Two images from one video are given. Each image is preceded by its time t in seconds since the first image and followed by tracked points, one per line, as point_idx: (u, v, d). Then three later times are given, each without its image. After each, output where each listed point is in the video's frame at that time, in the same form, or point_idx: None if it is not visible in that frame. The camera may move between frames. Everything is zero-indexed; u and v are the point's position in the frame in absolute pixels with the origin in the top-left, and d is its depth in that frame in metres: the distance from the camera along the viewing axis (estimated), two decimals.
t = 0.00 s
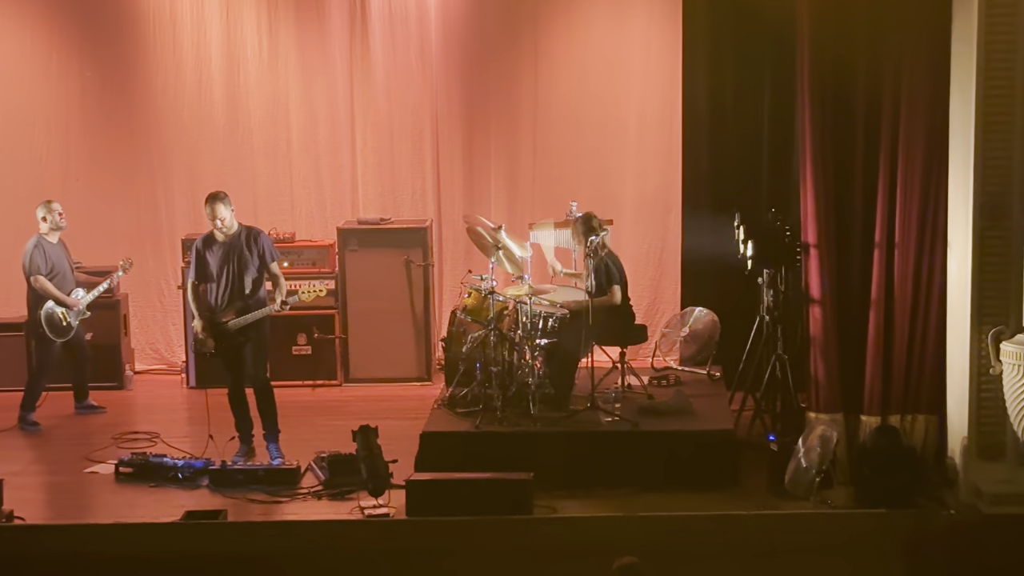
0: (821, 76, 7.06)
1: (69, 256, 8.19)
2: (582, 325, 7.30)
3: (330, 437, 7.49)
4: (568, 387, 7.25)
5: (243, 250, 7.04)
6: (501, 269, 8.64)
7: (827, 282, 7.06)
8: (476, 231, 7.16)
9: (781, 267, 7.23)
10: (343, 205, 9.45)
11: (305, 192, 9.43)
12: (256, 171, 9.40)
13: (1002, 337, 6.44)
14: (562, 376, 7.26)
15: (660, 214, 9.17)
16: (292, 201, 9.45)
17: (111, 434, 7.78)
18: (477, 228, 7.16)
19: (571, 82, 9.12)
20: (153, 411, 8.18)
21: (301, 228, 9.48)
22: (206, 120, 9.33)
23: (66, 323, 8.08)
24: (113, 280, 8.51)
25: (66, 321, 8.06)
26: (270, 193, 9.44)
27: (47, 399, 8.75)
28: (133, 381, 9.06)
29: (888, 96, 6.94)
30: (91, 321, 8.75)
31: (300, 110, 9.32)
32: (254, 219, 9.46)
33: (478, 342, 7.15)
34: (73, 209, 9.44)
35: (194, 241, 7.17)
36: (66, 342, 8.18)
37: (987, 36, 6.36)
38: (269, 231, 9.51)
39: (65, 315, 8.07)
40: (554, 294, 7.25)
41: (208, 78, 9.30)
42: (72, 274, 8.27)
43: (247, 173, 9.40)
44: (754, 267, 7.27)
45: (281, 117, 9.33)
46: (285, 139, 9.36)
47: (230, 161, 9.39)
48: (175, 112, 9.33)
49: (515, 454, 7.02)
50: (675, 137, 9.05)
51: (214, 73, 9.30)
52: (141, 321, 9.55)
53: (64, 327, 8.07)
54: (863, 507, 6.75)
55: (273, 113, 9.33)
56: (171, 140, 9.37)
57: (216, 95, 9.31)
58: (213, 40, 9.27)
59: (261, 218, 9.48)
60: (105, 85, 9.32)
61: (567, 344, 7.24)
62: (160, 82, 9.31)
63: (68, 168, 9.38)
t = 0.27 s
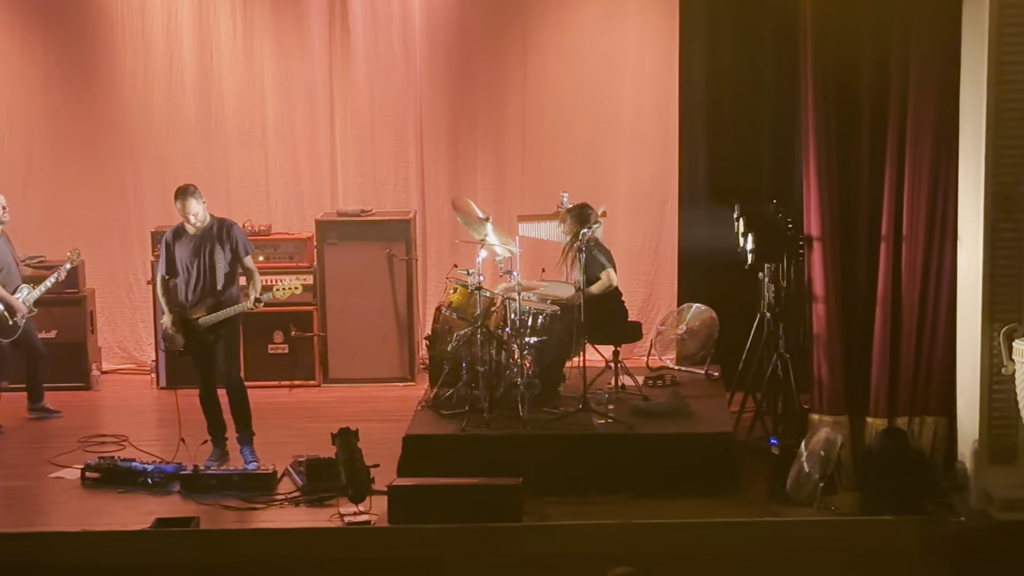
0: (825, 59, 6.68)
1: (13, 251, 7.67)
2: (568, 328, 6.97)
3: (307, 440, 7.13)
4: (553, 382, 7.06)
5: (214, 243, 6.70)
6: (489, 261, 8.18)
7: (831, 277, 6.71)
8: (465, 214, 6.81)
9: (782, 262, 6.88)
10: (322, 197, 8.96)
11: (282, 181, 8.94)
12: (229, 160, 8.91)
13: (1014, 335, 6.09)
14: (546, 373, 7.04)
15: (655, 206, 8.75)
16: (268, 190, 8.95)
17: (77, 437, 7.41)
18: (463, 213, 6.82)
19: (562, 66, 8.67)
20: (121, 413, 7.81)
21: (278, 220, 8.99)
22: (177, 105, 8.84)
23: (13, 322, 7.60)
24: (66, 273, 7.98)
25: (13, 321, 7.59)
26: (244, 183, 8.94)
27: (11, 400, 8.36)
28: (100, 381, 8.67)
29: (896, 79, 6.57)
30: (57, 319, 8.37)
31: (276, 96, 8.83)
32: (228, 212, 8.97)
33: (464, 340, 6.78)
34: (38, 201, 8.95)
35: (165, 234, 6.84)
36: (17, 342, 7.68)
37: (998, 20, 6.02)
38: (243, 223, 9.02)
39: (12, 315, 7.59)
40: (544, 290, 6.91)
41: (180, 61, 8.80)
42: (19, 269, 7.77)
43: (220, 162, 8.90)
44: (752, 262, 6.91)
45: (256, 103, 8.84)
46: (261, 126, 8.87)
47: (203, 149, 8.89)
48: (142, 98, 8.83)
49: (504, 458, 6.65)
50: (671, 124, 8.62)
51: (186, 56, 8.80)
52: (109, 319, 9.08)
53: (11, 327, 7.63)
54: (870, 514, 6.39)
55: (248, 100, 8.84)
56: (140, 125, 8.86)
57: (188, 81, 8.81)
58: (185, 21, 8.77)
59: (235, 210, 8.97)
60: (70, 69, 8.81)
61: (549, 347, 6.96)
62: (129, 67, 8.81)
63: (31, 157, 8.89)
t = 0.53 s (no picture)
0: (826, 49, 6.46)
1: None
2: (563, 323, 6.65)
3: (290, 441, 6.90)
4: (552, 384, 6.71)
5: (194, 238, 6.54)
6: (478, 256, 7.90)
7: (831, 275, 6.49)
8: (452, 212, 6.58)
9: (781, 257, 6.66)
10: (306, 190, 8.73)
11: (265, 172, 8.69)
12: (210, 153, 8.67)
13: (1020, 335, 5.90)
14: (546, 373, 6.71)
15: (649, 201, 8.54)
16: (250, 184, 8.71)
17: (52, 439, 7.18)
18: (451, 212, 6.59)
19: (554, 57, 8.46)
20: (98, 413, 7.57)
21: (259, 214, 8.74)
22: (157, 96, 8.62)
23: None
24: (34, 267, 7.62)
25: None
26: (225, 175, 8.70)
27: None
28: (77, 381, 8.43)
29: (899, 69, 6.36)
30: (31, 316, 8.15)
31: (260, 87, 8.60)
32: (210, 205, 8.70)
33: (452, 338, 6.56)
34: (12, 196, 8.73)
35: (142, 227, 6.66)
36: None
37: (1002, 14, 5.83)
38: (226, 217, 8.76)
39: None
40: (534, 287, 6.69)
41: (160, 51, 8.58)
42: None
43: (201, 155, 8.68)
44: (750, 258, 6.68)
45: (238, 94, 8.61)
46: (244, 118, 8.63)
47: (183, 141, 8.66)
48: (119, 90, 8.61)
49: (493, 459, 6.43)
50: (667, 116, 8.43)
51: (166, 46, 8.58)
52: (85, 315, 8.83)
53: None
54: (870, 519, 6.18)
55: (230, 90, 8.60)
56: (118, 117, 8.64)
57: (168, 71, 8.59)
58: (165, 10, 8.55)
59: (216, 204, 8.73)
60: (45, 60, 8.58)
61: (546, 344, 6.65)
62: (106, 57, 8.59)
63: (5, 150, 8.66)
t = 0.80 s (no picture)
0: (833, 34, 6.14)
1: None
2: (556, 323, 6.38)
3: (271, 444, 6.58)
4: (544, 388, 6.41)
5: (169, 234, 6.28)
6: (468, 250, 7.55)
7: (838, 272, 6.19)
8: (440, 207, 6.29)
9: (785, 254, 6.31)
10: (287, 183, 8.40)
11: (242, 168, 8.39)
12: (187, 145, 8.36)
13: None
14: (538, 375, 6.40)
15: (647, 194, 8.21)
16: (228, 176, 8.40)
17: (20, 443, 6.86)
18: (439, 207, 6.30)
19: (547, 45, 8.13)
20: (69, 417, 7.25)
21: (239, 209, 8.43)
22: (131, 85, 8.30)
23: None
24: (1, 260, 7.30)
25: None
26: (202, 167, 8.39)
27: None
28: (48, 383, 8.10)
29: (910, 56, 6.06)
30: None
31: (239, 75, 8.27)
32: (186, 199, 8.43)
33: (441, 339, 6.23)
34: None
35: (114, 221, 6.36)
36: None
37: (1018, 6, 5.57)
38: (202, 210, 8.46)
39: None
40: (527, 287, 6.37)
41: (135, 37, 8.25)
42: None
43: (178, 146, 8.36)
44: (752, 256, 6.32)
45: (217, 83, 8.28)
46: (222, 108, 8.32)
47: (158, 132, 8.35)
48: (91, 79, 8.29)
49: (483, 464, 6.10)
50: (666, 106, 8.11)
51: (142, 33, 8.25)
52: (55, 313, 8.51)
53: None
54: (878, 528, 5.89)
55: (208, 79, 8.28)
56: (91, 106, 8.33)
57: (142, 59, 8.27)
58: None
59: (193, 196, 8.43)
60: (13, 46, 8.25)
61: (537, 344, 6.37)
62: (76, 42, 8.27)
63: None
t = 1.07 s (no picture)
0: (846, 14, 5.78)
1: None
2: (550, 326, 5.99)
3: (247, 452, 6.20)
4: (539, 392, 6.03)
5: (140, 228, 5.93)
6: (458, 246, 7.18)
7: (851, 269, 5.81)
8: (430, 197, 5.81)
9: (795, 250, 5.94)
10: (265, 175, 7.96)
11: (219, 157, 7.94)
12: (160, 133, 7.92)
13: None
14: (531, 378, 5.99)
15: (648, 187, 7.81)
16: (204, 166, 7.96)
17: None
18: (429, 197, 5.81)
19: (542, 29, 7.72)
20: (34, 423, 6.86)
21: (214, 202, 7.99)
22: (101, 71, 7.87)
23: None
24: None
25: None
26: (175, 158, 7.95)
27: None
28: (13, 387, 7.70)
29: (928, 36, 5.70)
30: None
31: (216, 61, 7.85)
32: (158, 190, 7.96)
33: (429, 340, 5.85)
34: None
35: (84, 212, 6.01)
36: None
37: None
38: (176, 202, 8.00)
39: None
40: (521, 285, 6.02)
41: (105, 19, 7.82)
42: None
43: (150, 135, 7.93)
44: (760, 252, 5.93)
45: (193, 69, 7.86)
46: (197, 95, 7.89)
47: (129, 120, 7.92)
48: (58, 65, 7.87)
49: (472, 474, 5.72)
50: (669, 94, 7.71)
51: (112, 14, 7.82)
52: (17, 313, 8.14)
53: None
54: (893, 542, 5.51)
55: (183, 64, 7.85)
56: (59, 92, 7.91)
57: (112, 40, 7.83)
58: None
59: (166, 187, 7.99)
60: None
61: (533, 347, 5.97)
62: (42, 25, 7.85)
63: None
